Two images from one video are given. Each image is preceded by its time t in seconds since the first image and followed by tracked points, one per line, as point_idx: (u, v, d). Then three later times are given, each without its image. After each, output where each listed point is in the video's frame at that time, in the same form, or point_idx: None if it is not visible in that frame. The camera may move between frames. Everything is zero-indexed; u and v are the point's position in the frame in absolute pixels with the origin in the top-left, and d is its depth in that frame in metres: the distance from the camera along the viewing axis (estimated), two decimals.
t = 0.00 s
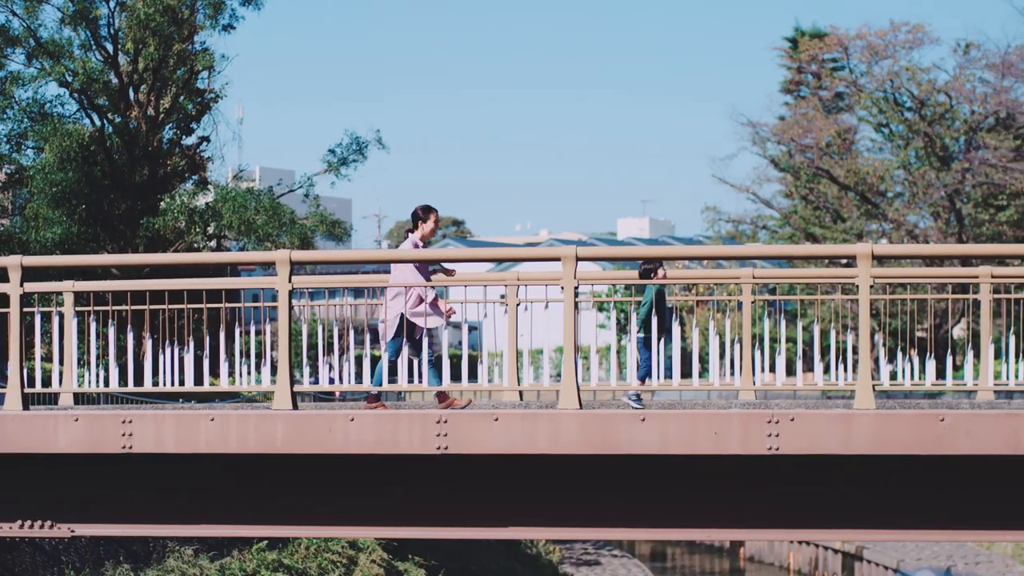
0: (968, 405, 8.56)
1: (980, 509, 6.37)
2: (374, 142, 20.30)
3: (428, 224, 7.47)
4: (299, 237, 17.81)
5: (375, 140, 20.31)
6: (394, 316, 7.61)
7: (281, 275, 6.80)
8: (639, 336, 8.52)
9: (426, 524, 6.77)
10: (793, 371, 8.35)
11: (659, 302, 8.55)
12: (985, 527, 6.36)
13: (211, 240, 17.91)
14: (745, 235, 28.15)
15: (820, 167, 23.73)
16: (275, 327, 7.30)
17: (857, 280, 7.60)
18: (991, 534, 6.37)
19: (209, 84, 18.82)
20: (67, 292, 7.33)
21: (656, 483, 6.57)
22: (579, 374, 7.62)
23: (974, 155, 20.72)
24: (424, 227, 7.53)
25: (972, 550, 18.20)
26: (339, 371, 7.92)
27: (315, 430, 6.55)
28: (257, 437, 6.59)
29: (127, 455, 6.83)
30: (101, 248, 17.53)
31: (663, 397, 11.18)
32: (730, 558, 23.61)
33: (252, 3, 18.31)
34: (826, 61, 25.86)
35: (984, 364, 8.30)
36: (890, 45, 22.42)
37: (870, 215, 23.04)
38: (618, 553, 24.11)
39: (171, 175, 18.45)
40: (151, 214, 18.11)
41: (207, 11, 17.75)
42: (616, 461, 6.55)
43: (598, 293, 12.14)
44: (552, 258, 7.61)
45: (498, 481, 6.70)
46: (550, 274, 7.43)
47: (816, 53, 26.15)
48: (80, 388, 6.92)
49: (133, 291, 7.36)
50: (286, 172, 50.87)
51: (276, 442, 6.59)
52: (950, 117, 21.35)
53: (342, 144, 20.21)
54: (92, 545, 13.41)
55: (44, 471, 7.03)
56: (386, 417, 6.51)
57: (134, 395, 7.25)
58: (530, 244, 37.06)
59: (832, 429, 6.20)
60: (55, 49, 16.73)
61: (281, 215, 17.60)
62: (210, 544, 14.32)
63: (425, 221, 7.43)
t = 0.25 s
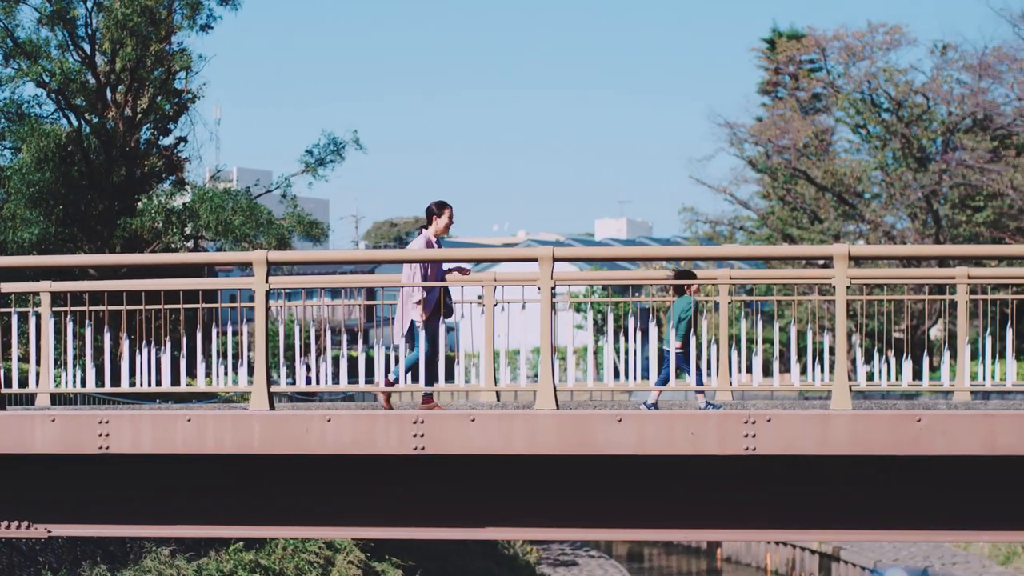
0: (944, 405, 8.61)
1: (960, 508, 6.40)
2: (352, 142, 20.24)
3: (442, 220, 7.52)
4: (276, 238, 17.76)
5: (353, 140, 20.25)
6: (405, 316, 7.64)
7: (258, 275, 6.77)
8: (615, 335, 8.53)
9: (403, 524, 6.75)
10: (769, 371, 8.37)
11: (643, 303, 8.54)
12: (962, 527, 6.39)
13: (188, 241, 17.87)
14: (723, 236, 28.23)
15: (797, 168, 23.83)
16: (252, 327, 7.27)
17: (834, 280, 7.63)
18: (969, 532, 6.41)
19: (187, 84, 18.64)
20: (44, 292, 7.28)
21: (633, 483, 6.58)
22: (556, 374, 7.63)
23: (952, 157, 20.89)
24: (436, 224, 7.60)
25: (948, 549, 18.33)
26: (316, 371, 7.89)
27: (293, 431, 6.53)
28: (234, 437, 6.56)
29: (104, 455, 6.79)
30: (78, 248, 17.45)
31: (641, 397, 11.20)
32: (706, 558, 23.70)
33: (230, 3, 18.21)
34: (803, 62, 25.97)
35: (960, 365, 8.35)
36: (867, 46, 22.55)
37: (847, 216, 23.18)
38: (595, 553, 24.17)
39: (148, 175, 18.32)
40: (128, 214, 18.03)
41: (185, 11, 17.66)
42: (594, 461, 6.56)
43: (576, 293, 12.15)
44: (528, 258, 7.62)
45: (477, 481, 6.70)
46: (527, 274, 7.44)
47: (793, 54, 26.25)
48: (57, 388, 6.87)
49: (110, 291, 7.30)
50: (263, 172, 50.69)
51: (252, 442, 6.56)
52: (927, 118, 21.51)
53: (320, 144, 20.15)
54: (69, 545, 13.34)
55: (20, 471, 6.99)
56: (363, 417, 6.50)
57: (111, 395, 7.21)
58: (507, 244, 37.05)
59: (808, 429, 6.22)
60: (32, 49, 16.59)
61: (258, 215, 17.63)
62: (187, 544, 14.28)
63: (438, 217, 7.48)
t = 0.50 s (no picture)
0: (917, 405, 8.67)
1: (934, 508, 6.43)
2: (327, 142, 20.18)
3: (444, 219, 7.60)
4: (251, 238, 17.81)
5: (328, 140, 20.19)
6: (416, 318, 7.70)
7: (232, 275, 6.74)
8: (589, 336, 8.54)
9: (377, 524, 6.74)
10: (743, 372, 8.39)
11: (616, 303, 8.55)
12: (936, 526, 6.43)
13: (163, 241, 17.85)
14: (698, 236, 28.33)
15: (772, 169, 23.93)
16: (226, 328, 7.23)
17: (808, 281, 7.67)
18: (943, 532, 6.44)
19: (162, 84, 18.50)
20: (18, 291, 7.22)
21: (609, 483, 6.59)
22: (530, 374, 7.63)
23: (926, 158, 21.05)
24: (439, 227, 7.72)
25: (921, 548, 18.45)
26: (291, 372, 7.86)
27: (267, 431, 6.51)
28: (208, 437, 6.53)
29: (78, 455, 6.75)
30: (53, 249, 17.33)
31: (616, 397, 11.24)
32: (680, 558, 23.78)
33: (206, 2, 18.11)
34: (778, 63, 26.08)
35: (934, 365, 8.41)
36: (842, 47, 22.67)
37: (821, 216, 23.33)
38: (570, 553, 24.20)
39: (122, 175, 18.20)
40: (103, 214, 17.82)
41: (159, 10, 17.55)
42: (569, 461, 6.56)
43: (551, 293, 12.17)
44: (502, 258, 7.62)
45: (452, 481, 6.69)
46: (501, 274, 7.44)
47: (767, 55, 26.36)
48: (30, 388, 6.82)
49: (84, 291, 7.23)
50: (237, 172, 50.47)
51: (227, 442, 6.54)
52: (902, 119, 21.65)
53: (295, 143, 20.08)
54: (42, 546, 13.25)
55: None
56: (337, 417, 6.48)
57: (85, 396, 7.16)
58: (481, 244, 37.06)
59: (782, 429, 6.25)
60: (7, 49, 16.28)
61: (232, 216, 17.64)
62: (161, 544, 14.22)
63: (445, 216, 7.59)
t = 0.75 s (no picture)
0: (889, 405, 8.72)
1: (906, 507, 6.48)
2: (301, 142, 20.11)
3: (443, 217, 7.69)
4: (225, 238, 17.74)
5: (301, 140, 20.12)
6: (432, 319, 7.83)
7: (204, 276, 6.70)
8: (561, 336, 8.55)
9: (350, 525, 6.72)
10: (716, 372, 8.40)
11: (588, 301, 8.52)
12: (907, 526, 6.47)
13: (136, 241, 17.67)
14: (671, 237, 28.40)
15: (745, 170, 24.02)
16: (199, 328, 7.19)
17: (781, 282, 7.71)
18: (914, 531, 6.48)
19: (135, 83, 18.40)
20: None
21: (582, 483, 6.61)
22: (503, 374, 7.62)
23: (899, 159, 21.18)
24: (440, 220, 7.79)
25: (892, 548, 18.58)
26: (263, 372, 7.82)
27: (239, 431, 6.48)
28: (180, 437, 6.51)
29: (50, 455, 6.71)
30: (26, 249, 17.14)
31: (590, 397, 11.27)
32: (653, 558, 23.84)
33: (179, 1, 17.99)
34: (751, 64, 26.17)
35: (907, 366, 8.46)
36: (815, 48, 22.77)
37: (795, 217, 23.44)
38: (543, 554, 24.22)
39: (95, 175, 18.09)
40: (77, 214, 17.79)
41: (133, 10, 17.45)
42: (541, 461, 6.57)
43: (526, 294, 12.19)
44: (475, 258, 7.62)
45: (425, 481, 6.68)
46: (474, 274, 7.44)
47: (741, 56, 26.47)
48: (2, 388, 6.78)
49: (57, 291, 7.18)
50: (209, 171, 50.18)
51: (199, 442, 6.51)
52: (875, 120, 21.76)
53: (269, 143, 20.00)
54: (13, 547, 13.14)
55: None
56: (309, 418, 6.46)
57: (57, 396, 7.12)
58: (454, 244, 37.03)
59: (753, 429, 6.28)
60: None
61: (206, 216, 17.56)
62: (134, 544, 14.13)
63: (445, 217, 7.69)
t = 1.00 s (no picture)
0: (861, 405, 8.78)
1: (877, 507, 6.52)
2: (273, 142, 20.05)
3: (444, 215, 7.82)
4: (197, 238, 17.88)
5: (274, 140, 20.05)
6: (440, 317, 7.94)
7: (177, 275, 6.67)
8: (534, 336, 8.55)
9: (322, 524, 6.69)
10: (689, 372, 8.43)
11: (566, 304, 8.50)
12: (879, 525, 6.51)
13: (108, 241, 17.63)
14: (645, 237, 28.48)
15: (718, 170, 24.12)
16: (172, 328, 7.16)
17: (754, 282, 7.75)
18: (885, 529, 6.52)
19: (108, 83, 18.43)
20: None
21: (555, 482, 6.62)
22: (476, 374, 7.62)
23: (872, 159, 21.33)
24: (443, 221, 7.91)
25: (865, 548, 18.70)
26: (236, 372, 7.79)
27: (211, 430, 6.46)
28: (153, 437, 6.48)
29: (22, 454, 6.66)
30: None
31: (564, 396, 11.27)
32: (627, 559, 23.89)
33: None
34: (724, 64, 26.30)
35: (879, 366, 8.52)
36: (788, 49, 22.88)
37: (768, 218, 23.55)
38: (516, 554, 24.22)
39: (68, 174, 17.82)
40: (50, 213, 17.37)
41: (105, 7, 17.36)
42: (515, 460, 6.58)
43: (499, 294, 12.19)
44: (448, 258, 7.62)
45: (399, 481, 6.67)
46: (448, 273, 7.44)
47: (714, 56, 26.58)
48: None
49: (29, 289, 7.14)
50: (181, 169, 49.90)
51: (171, 442, 6.48)
52: (848, 120, 21.90)
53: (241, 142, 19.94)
54: None
55: None
56: (281, 417, 6.45)
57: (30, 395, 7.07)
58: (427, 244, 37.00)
59: (725, 428, 6.31)
60: None
61: (179, 215, 17.67)
62: (106, 544, 14.04)
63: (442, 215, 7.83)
